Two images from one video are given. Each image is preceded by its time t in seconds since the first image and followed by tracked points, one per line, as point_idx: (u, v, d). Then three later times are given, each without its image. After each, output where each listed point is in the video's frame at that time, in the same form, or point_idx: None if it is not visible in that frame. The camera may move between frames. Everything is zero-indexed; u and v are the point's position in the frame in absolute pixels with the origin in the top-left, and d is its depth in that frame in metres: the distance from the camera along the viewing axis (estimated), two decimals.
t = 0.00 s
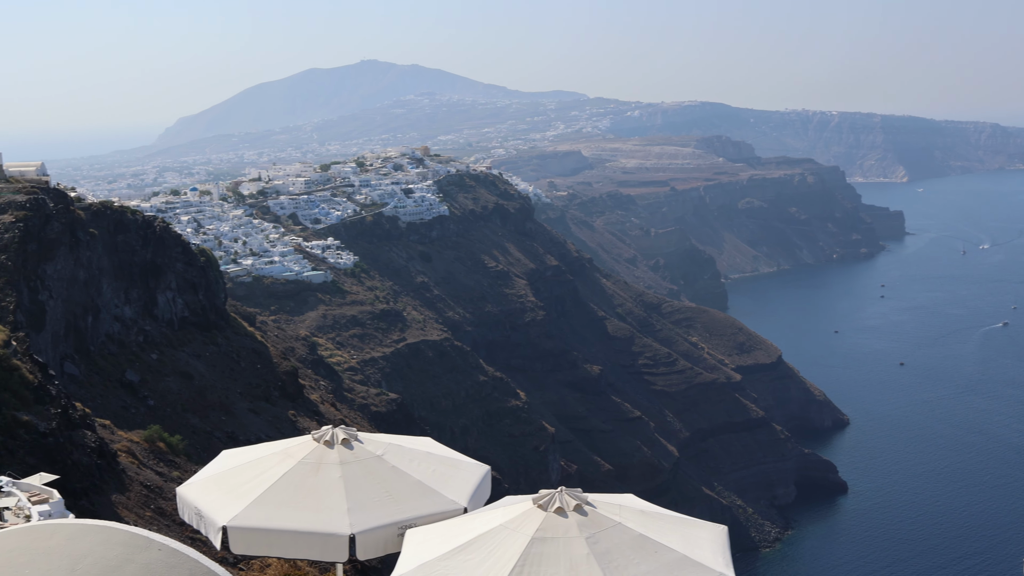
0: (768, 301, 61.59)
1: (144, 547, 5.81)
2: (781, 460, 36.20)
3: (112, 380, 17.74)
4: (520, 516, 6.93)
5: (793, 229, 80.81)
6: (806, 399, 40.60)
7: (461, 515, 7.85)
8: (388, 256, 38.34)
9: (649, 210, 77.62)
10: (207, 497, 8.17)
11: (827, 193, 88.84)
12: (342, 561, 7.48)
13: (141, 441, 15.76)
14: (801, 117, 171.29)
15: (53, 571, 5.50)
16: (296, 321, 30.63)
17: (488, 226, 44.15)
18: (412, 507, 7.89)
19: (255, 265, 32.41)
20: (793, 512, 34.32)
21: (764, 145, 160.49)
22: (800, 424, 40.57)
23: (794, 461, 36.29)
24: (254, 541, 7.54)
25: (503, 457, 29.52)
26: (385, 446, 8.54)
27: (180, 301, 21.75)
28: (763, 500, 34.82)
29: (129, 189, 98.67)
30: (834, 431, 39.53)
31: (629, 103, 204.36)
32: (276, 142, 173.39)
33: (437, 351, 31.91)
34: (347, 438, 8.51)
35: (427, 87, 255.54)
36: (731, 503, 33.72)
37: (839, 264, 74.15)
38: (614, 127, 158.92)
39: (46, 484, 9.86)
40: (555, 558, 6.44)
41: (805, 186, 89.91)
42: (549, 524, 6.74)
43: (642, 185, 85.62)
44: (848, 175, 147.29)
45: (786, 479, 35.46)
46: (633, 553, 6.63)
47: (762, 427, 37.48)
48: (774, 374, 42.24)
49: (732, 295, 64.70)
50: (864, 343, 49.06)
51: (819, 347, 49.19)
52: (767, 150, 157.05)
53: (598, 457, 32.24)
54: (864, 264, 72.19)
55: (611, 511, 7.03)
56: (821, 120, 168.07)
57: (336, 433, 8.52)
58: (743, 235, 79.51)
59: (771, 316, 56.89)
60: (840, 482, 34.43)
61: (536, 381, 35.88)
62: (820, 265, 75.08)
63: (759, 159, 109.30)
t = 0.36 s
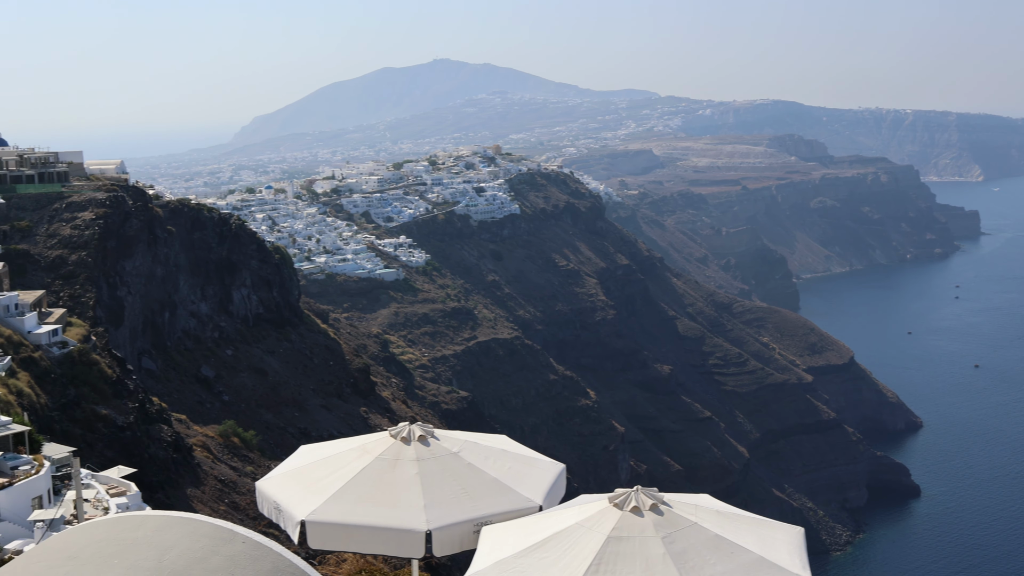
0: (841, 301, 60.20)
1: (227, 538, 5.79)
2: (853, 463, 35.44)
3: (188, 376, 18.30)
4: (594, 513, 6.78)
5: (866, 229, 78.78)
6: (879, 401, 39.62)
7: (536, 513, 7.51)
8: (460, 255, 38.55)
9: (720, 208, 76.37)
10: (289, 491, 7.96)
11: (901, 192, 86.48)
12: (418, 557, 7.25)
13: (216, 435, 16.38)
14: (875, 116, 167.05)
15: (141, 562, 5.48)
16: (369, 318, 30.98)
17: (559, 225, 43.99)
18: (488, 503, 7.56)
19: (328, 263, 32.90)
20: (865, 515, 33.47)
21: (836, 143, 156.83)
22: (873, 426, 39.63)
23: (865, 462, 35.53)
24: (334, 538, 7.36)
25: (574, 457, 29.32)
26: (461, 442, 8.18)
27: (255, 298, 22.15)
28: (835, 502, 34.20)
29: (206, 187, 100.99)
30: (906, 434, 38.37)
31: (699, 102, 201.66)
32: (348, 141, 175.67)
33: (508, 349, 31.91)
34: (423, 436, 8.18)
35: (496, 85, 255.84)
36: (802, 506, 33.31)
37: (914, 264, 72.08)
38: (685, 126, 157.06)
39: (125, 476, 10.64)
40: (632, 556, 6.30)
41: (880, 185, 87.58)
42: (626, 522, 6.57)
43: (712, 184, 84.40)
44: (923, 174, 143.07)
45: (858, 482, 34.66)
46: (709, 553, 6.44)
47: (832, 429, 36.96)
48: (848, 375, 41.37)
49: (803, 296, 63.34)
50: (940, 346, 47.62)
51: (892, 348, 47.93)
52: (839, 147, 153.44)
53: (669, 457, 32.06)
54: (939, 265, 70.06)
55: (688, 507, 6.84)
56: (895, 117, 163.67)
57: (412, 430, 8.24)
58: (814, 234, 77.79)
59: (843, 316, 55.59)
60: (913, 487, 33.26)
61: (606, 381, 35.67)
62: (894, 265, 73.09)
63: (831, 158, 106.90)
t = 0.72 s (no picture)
0: (916, 303, 58.56)
1: (307, 534, 6.07)
2: (927, 467, 34.59)
3: (262, 372, 18.69)
4: (668, 512, 6.58)
5: (941, 230, 76.46)
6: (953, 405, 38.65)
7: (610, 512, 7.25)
8: (531, 254, 38.56)
9: (792, 209, 74.77)
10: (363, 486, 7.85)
11: (977, 194, 83.85)
12: (494, 554, 7.11)
13: (290, 431, 16.62)
14: (952, 116, 162.12)
15: (228, 553, 5.72)
16: (440, 317, 31.16)
17: (629, 225, 43.66)
18: (562, 502, 7.35)
19: (400, 261, 33.22)
20: (938, 521, 32.48)
21: (911, 142, 152.52)
22: (948, 432, 38.46)
23: (939, 468, 34.60)
24: (411, 534, 7.23)
25: (643, 457, 29.10)
26: (537, 439, 7.95)
27: (328, 296, 22.46)
28: (906, 507, 33.32)
29: (279, 186, 102.73)
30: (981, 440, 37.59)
31: (770, 102, 198.34)
32: (419, 140, 177.06)
33: (579, 349, 31.82)
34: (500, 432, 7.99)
35: (567, 85, 255.10)
36: (873, 509, 32.71)
37: (991, 267, 69.78)
38: (757, 126, 154.40)
39: (200, 471, 10.91)
40: (709, 557, 6.10)
41: (956, 186, 84.89)
42: (701, 523, 6.35)
43: (784, 184, 82.76)
44: (1001, 175, 138.23)
45: (931, 487, 33.74)
46: (786, 557, 6.20)
47: (905, 433, 36.18)
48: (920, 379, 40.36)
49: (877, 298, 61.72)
50: (1018, 351, 46.09)
51: (967, 352, 46.56)
52: (914, 147, 149.09)
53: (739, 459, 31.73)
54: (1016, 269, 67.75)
55: (763, 508, 6.60)
56: (972, 117, 158.64)
57: (489, 427, 8.01)
58: (888, 235, 75.76)
59: (917, 318, 54.10)
60: (987, 493, 32.44)
61: (676, 382, 35.32)
62: (970, 267, 70.87)
63: (906, 159, 104.02)
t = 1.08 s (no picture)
0: (996, 307, 56.65)
1: (388, 527, 5.55)
2: (1002, 473, 34.13)
3: (332, 368, 18.94)
4: (743, 512, 6.11)
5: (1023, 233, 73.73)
6: None
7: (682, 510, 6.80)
8: (601, 253, 38.35)
9: (866, 211, 72.84)
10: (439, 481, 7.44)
11: None
12: (567, 553, 6.68)
13: (358, 428, 16.80)
14: None
15: (308, 545, 5.29)
16: (509, 315, 31.21)
17: (700, 225, 43.11)
18: (638, 501, 6.87)
19: (469, 260, 33.38)
20: (1013, 529, 31.78)
21: (992, 142, 147.40)
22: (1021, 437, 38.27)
23: (1013, 474, 34.27)
24: (483, 531, 6.81)
25: (711, 457, 28.74)
26: (610, 438, 7.43)
27: (398, 293, 22.66)
28: (981, 513, 32.50)
29: (351, 184, 104.31)
30: None
31: (845, 103, 194.10)
32: (490, 139, 177.92)
33: (648, 350, 31.53)
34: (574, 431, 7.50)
35: (638, 84, 253.45)
36: (945, 515, 31.73)
37: None
38: (830, 126, 151.08)
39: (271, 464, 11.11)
40: (785, 558, 5.65)
41: None
42: (777, 523, 5.88)
43: (858, 185, 80.81)
44: None
45: (1006, 494, 33.35)
46: (861, 557, 5.73)
47: (980, 438, 35.30)
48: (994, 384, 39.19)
49: (954, 301, 59.89)
50: None
51: None
52: (995, 147, 144.05)
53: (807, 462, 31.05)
54: None
55: (842, 510, 6.11)
56: None
57: (562, 423, 7.53)
58: (966, 238, 73.40)
59: (996, 323, 52.32)
60: None
61: (746, 384, 34.84)
62: None
63: (987, 160, 100.54)
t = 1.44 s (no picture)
0: None
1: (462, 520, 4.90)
2: None
3: (397, 364, 19.15)
4: (817, 510, 5.52)
5: None
6: None
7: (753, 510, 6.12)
8: (669, 252, 37.90)
9: (941, 211, 70.65)
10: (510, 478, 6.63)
11: None
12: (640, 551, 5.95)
13: (422, 423, 16.93)
14: None
15: (383, 540, 4.65)
16: (575, 313, 31.07)
17: (769, 224, 42.34)
18: (713, 498, 6.09)
19: (535, 257, 33.33)
20: None
21: None
22: None
23: None
24: (553, 528, 6.09)
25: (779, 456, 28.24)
26: (682, 432, 6.63)
27: (464, 289, 22.75)
28: None
29: (418, 180, 105.47)
30: None
31: (922, 101, 189.09)
32: (557, 137, 177.91)
33: (714, 349, 31.04)
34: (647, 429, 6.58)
35: (708, 82, 250.70)
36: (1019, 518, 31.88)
37: None
38: (904, 126, 147.43)
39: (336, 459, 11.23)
40: (860, 559, 5.09)
41: None
42: (853, 524, 5.28)
43: (933, 185, 78.63)
44: None
45: None
46: (940, 560, 5.11)
47: None
48: None
49: None
50: None
51: None
52: None
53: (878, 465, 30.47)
54: None
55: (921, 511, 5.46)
56: None
57: (634, 418, 6.69)
58: None
59: None
60: None
61: (814, 384, 34.12)
62: None
63: None
